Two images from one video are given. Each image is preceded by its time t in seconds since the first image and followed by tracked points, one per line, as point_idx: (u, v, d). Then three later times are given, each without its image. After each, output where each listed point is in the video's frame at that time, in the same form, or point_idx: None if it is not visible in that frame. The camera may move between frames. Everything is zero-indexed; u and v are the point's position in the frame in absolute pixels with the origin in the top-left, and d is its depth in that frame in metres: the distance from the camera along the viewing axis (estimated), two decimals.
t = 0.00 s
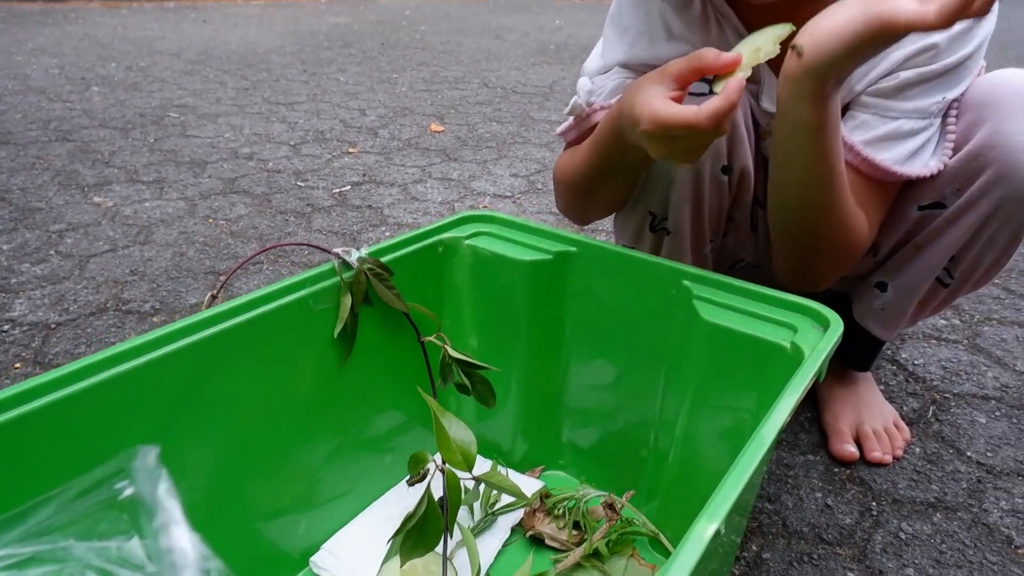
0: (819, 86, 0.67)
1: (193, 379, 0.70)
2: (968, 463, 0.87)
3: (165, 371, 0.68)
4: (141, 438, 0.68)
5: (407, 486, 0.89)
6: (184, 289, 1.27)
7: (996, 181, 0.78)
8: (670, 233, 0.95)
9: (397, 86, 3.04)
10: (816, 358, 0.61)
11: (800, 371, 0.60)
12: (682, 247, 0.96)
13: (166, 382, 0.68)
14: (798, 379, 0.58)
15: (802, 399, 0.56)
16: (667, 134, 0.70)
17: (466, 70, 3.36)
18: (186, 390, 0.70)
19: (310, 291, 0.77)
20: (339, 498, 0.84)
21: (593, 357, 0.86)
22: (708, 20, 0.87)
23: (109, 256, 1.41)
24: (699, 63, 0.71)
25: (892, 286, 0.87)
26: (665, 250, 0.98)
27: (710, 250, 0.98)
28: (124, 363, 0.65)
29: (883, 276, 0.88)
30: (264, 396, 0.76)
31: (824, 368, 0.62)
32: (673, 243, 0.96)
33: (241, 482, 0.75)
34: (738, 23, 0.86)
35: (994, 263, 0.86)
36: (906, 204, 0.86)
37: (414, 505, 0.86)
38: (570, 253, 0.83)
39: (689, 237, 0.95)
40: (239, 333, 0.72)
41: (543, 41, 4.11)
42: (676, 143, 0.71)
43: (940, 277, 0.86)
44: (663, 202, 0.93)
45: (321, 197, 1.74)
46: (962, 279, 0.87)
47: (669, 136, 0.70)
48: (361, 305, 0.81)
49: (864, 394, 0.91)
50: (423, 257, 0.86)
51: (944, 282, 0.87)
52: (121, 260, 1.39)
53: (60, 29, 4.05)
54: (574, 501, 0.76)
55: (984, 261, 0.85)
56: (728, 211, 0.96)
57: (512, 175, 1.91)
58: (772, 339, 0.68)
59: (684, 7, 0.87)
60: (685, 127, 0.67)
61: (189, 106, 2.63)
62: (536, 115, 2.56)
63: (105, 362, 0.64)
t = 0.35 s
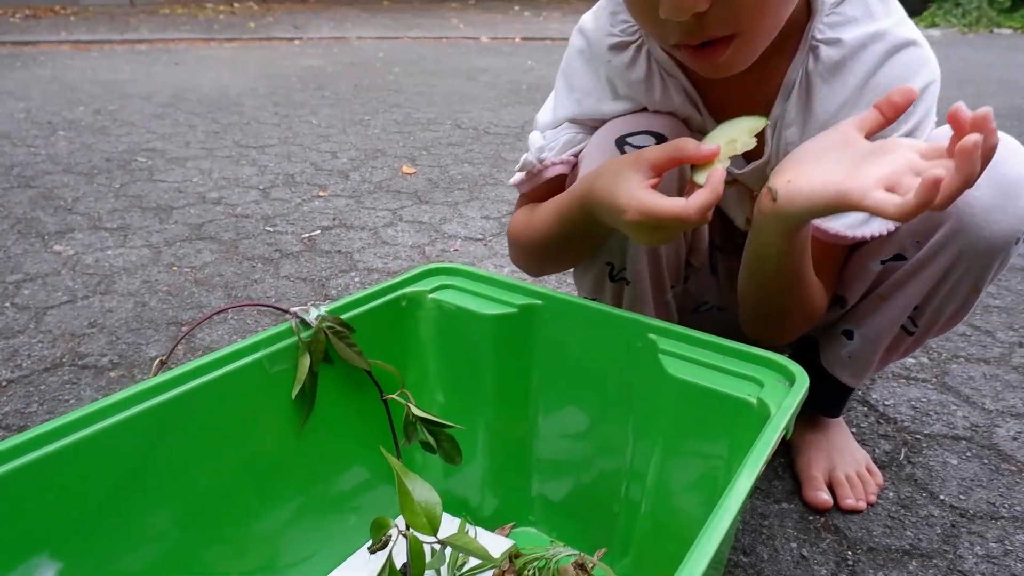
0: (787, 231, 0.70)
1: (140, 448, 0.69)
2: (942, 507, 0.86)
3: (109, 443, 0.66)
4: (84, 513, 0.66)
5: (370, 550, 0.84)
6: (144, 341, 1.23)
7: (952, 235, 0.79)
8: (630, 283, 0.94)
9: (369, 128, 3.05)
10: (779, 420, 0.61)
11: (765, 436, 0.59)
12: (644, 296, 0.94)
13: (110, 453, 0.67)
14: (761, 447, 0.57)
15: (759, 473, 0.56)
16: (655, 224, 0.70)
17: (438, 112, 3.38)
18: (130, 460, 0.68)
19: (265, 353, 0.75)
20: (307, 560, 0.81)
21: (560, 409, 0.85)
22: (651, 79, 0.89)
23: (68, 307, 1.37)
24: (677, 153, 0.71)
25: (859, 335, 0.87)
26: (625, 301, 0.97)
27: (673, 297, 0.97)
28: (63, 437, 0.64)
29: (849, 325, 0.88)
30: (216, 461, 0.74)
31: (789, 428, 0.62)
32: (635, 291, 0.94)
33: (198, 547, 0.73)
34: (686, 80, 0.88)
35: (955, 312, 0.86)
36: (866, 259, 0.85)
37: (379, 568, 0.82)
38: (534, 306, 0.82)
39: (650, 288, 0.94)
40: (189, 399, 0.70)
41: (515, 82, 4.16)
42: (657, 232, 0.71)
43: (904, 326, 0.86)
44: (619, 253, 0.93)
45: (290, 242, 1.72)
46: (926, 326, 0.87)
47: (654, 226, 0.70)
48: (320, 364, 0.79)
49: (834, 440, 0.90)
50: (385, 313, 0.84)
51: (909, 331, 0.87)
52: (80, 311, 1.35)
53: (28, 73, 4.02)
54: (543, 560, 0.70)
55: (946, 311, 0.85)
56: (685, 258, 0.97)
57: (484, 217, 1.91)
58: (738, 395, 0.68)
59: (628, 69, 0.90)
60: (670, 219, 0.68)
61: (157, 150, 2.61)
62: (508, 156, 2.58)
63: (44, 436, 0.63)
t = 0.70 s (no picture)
0: (733, 292, 0.76)
1: (77, 495, 0.65)
2: (898, 523, 0.87)
3: (43, 492, 0.63)
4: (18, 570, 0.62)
5: None
6: (92, 377, 1.20)
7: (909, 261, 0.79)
8: (571, 305, 0.95)
9: (330, 152, 3.03)
10: (727, 448, 0.61)
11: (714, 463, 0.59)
12: (587, 317, 0.95)
13: (45, 503, 0.63)
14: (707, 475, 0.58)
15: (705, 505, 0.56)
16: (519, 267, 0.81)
17: (400, 136, 3.38)
18: (67, 508, 0.65)
19: (209, 391, 0.72)
20: None
21: (516, 437, 0.84)
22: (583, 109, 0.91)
23: (12, 342, 1.32)
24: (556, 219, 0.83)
25: (818, 358, 0.86)
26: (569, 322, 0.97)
27: (617, 316, 0.98)
28: None
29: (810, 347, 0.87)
30: (158, 505, 0.72)
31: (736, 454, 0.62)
32: (577, 313, 0.95)
33: None
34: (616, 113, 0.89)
35: (912, 333, 0.85)
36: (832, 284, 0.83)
37: None
38: (487, 335, 0.81)
39: (593, 308, 0.95)
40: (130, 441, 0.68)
41: (478, 106, 4.19)
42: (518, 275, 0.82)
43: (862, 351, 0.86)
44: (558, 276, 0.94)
45: (247, 270, 1.70)
46: (884, 348, 0.86)
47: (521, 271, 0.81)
48: (268, 400, 0.77)
49: (790, 461, 0.91)
50: (336, 345, 0.83)
51: (868, 354, 0.86)
52: (25, 347, 1.30)
53: None
54: None
55: (903, 332, 0.85)
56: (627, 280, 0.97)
57: (445, 241, 1.90)
58: (689, 421, 0.68)
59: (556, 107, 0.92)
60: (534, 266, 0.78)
61: (111, 178, 2.55)
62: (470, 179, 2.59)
63: None
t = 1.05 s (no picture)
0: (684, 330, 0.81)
1: (106, 498, 0.69)
2: (881, 522, 0.92)
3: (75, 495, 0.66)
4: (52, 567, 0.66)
5: None
6: (105, 385, 1.23)
7: (880, 280, 0.85)
8: (558, 314, 1.00)
9: (330, 163, 3.08)
10: (714, 450, 0.65)
11: (701, 466, 0.64)
12: (575, 323, 1.00)
13: (76, 506, 0.67)
14: (696, 475, 0.62)
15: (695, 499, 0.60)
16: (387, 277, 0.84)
17: (398, 146, 3.43)
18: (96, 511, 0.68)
19: (231, 400, 0.76)
20: None
21: (518, 442, 0.88)
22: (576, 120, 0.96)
23: (26, 352, 1.36)
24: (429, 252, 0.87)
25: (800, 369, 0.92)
26: (558, 329, 1.02)
27: (606, 323, 1.03)
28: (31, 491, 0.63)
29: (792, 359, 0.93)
30: (181, 508, 0.75)
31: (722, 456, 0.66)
32: (565, 322, 1.00)
33: None
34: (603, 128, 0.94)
35: (884, 349, 0.91)
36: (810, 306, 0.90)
37: None
38: (490, 345, 0.85)
39: (579, 313, 1.00)
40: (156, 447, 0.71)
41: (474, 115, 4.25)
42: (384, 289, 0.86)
43: (840, 361, 0.92)
44: (544, 287, 0.98)
45: (251, 281, 1.74)
46: (859, 363, 0.92)
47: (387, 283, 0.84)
48: (285, 408, 0.80)
49: (775, 465, 0.96)
50: (347, 354, 0.86)
51: (845, 365, 0.92)
52: (38, 357, 1.34)
53: None
54: None
55: (877, 346, 0.91)
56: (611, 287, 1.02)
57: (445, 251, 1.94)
58: (679, 425, 0.72)
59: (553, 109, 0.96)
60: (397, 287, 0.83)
61: (114, 190, 2.59)
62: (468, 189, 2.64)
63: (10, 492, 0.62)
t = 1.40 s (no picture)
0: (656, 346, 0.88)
1: (154, 492, 0.76)
2: (859, 520, 0.99)
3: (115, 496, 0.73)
4: (93, 560, 0.73)
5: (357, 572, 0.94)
6: (132, 388, 1.31)
7: (859, 295, 0.91)
8: (562, 320, 1.06)
9: (338, 170, 3.15)
10: (700, 452, 0.72)
11: (684, 466, 0.70)
12: (577, 327, 1.07)
13: (117, 504, 0.73)
14: (679, 474, 0.69)
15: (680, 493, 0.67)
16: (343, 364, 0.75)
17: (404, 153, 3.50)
18: (137, 509, 0.75)
19: (265, 403, 0.83)
20: None
21: (522, 442, 0.95)
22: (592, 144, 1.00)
23: (55, 357, 1.44)
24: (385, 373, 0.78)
25: (785, 375, 0.99)
26: (561, 335, 1.09)
27: (606, 330, 1.10)
28: (81, 490, 0.70)
29: (778, 366, 1.00)
30: (217, 501, 0.82)
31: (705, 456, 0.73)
32: (568, 328, 1.07)
33: None
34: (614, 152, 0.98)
35: (863, 358, 0.98)
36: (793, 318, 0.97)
37: None
38: (498, 353, 0.92)
39: (580, 321, 1.06)
40: (190, 450, 0.78)
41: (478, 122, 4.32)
42: (324, 361, 0.78)
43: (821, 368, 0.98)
44: (550, 296, 1.05)
45: (266, 287, 1.81)
46: (840, 370, 0.98)
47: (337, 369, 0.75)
48: (312, 410, 0.88)
49: (763, 465, 1.02)
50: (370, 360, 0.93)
51: (826, 372, 0.98)
52: (67, 361, 1.42)
53: None
54: None
55: (856, 356, 0.97)
56: (612, 296, 1.09)
57: (451, 258, 2.01)
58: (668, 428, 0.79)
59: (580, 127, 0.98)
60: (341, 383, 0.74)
61: (129, 197, 2.67)
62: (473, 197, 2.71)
63: (58, 495, 0.68)
